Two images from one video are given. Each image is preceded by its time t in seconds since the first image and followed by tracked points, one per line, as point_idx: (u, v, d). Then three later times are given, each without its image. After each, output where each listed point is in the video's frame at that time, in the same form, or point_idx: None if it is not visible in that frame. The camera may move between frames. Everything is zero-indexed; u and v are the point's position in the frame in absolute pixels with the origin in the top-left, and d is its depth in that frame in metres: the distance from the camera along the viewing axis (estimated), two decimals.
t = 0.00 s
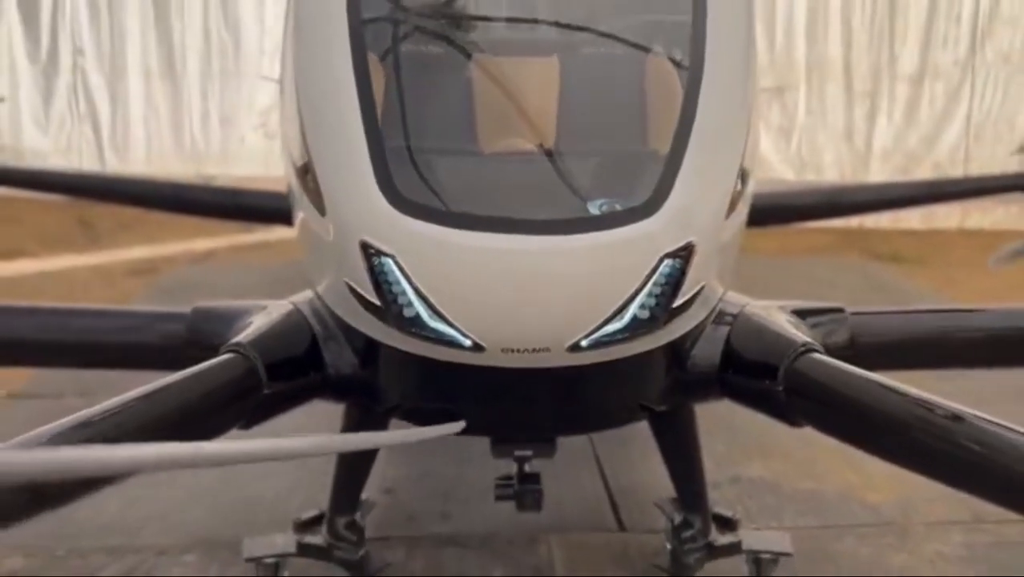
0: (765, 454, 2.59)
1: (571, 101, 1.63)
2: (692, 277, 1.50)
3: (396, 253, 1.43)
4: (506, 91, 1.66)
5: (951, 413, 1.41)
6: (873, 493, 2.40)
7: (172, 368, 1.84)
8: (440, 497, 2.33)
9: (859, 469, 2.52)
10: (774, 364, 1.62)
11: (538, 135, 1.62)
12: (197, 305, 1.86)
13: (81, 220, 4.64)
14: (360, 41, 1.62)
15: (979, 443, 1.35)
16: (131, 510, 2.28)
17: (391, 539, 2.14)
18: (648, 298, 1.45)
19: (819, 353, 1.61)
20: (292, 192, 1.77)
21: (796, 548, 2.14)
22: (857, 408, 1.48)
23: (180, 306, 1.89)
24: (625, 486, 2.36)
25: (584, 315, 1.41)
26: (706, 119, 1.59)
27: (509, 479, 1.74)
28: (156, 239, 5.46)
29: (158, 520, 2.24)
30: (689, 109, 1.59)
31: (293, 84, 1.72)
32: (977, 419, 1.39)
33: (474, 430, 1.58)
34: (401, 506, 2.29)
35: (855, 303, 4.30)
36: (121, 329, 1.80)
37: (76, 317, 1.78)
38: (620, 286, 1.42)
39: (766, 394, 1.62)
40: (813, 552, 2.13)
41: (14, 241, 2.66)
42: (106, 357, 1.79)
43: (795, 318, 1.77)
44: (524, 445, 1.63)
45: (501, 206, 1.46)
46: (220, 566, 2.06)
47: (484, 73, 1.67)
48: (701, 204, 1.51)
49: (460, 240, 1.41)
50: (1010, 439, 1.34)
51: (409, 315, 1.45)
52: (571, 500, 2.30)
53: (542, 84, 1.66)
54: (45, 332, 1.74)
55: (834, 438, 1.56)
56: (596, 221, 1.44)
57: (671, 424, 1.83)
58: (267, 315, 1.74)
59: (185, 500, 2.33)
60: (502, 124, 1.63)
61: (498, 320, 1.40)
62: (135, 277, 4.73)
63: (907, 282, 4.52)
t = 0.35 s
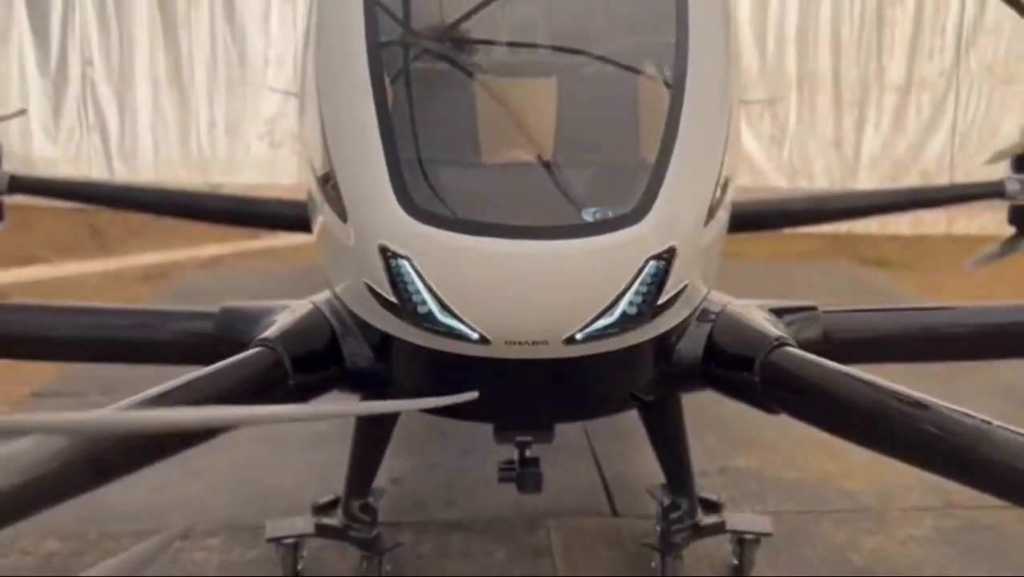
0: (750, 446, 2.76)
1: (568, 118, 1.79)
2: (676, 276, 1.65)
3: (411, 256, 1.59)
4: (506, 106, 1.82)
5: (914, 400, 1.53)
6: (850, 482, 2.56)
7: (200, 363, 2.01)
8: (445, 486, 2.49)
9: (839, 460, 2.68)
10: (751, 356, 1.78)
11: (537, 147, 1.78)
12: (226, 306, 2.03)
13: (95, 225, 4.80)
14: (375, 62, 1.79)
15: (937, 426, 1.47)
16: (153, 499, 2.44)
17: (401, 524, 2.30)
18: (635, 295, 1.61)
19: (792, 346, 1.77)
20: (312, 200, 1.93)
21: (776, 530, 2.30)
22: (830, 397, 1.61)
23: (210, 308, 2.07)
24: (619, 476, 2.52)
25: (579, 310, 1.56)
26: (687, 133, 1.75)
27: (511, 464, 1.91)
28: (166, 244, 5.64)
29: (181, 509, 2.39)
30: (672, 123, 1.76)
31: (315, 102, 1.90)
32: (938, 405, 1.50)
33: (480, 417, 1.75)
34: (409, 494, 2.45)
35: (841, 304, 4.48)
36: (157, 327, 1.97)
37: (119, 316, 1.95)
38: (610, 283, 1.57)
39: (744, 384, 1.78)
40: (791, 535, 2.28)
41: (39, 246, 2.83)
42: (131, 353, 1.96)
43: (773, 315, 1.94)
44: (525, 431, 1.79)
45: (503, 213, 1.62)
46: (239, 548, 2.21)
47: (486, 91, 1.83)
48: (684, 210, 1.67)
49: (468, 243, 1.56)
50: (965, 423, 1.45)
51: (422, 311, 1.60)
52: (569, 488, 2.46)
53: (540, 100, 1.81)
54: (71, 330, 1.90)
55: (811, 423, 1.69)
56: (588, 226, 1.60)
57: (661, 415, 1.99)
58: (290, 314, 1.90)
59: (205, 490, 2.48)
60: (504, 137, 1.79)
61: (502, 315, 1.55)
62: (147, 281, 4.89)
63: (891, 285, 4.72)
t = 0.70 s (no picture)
0: (733, 441, 2.91)
1: (558, 132, 1.94)
2: (655, 277, 1.79)
3: (414, 260, 1.74)
4: (499, 121, 1.96)
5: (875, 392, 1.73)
6: (827, 474, 2.71)
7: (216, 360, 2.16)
8: (444, 478, 2.64)
9: (818, 454, 2.83)
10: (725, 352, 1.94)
11: (529, 158, 1.91)
12: (241, 307, 2.19)
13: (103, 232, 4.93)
14: (380, 82, 1.94)
15: (900, 417, 1.68)
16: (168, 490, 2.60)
17: (402, 513, 2.45)
18: (617, 295, 1.75)
19: (762, 343, 1.92)
20: (321, 209, 2.08)
21: (755, 518, 2.46)
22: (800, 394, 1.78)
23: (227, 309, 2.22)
24: (609, 468, 2.67)
25: (566, 309, 1.70)
26: (665, 147, 1.90)
27: (506, 454, 2.06)
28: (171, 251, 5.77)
29: (194, 500, 2.54)
30: (652, 138, 1.91)
31: (325, 119, 2.06)
32: (893, 396, 1.72)
33: (476, 409, 1.90)
34: (410, 485, 2.60)
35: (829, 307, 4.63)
36: (176, 326, 2.13)
37: (143, 318, 2.11)
38: (594, 284, 1.71)
39: (718, 378, 1.94)
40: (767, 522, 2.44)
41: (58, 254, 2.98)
42: (153, 351, 2.12)
43: (747, 316, 2.09)
44: (519, 422, 1.94)
45: (498, 221, 1.77)
46: (250, 535, 2.36)
47: (482, 108, 1.97)
48: (663, 217, 1.82)
49: (465, 249, 1.71)
50: (922, 412, 1.67)
51: (423, 311, 1.75)
52: (561, 480, 2.61)
53: (531, 115, 1.95)
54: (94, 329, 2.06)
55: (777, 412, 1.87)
56: (574, 233, 1.74)
57: (645, 409, 2.14)
58: (301, 316, 2.05)
59: (216, 482, 2.63)
60: (498, 149, 1.92)
61: (497, 314, 1.69)
62: (153, 286, 5.02)
63: (876, 289, 4.86)
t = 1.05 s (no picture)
0: (714, 433, 3.09)
1: (548, 142, 2.11)
2: (635, 274, 1.97)
3: (417, 258, 1.92)
4: (495, 132, 2.13)
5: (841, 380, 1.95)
6: (803, 463, 2.89)
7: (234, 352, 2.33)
8: (443, 466, 2.81)
9: (794, 444, 3.01)
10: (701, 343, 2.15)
11: (522, 167, 2.09)
12: (256, 304, 2.35)
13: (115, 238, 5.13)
14: (385, 97, 2.13)
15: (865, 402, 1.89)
16: (184, 477, 2.77)
17: (405, 497, 2.62)
18: (601, 290, 1.93)
19: (734, 335, 2.14)
20: (331, 213, 2.26)
21: (733, 501, 2.63)
22: (774, 382, 1.99)
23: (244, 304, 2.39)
24: (597, 458, 2.85)
25: (554, 304, 1.87)
26: (644, 156, 2.08)
27: (501, 439, 2.23)
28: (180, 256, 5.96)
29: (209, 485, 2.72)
30: (632, 147, 2.09)
31: (334, 130, 2.24)
32: (859, 383, 1.93)
33: (474, 396, 2.08)
34: (411, 473, 2.77)
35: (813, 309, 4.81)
36: (199, 321, 2.30)
37: (168, 313, 2.29)
38: (579, 281, 1.89)
39: (694, 366, 2.15)
40: (745, 505, 2.61)
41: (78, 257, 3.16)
42: (177, 344, 2.30)
43: (722, 312, 2.27)
44: (512, 408, 2.12)
45: (494, 223, 1.94)
46: (262, 517, 2.53)
47: (479, 119, 2.15)
48: (641, 220, 2.00)
49: (464, 248, 1.89)
50: (886, 398, 1.89)
51: (425, 305, 1.92)
52: (552, 468, 2.79)
53: (523, 126, 2.13)
54: (120, 322, 2.26)
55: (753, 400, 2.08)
56: (562, 234, 1.92)
57: (627, 395, 2.36)
58: (312, 311, 2.23)
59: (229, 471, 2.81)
60: (494, 158, 2.09)
61: (493, 307, 1.87)
62: (163, 289, 5.22)
63: (860, 291, 5.05)
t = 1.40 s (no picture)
0: (705, 431, 3.24)
1: (545, 153, 2.26)
2: (625, 277, 2.11)
3: (424, 262, 2.06)
4: (495, 144, 2.28)
5: (825, 377, 2.12)
6: (788, 459, 3.03)
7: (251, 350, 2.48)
8: (446, 462, 2.96)
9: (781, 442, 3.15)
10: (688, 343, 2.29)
11: (521, 177, 2.23)
12: (270, 306, 2.50)
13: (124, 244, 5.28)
14: (393, 111, 2.28)
15: (844, 399, 2.06)
16: (199, 472, 2.91)
17: (409, 490, 2.76)
18: (594, 292, 2.06)
19: (719, 336, 2.29)
20: (341, 219, 2.40)
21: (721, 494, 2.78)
22: (756, 376, 2.14)
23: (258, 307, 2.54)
24: (592, 453, 3.00)
25: (551, 305, 2.01)
26: (635, 167, 2.23)
27: (501, 434, 2.37)
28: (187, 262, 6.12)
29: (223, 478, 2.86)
30: (623, 159, 2.24)
31: (345, 142, 2.39)
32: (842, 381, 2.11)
33: (476, 392, 2.22)
34: (416, 467, 2.92)
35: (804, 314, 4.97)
36: (217, 321, 2.45)
37: (188, 315, 2.43)
38: (574, 283, 2.03)
39: (682, 365, 2.29)
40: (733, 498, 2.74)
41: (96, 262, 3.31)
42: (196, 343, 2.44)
43: (707, 314, 2.43)
44: (513, 403, 2.26)
45: (495, 230, 2.08)
46: (275, 509, 2.67)
47: (480, 132, 2.29)
48: (632, 226, 2.14)
49: (467, 253, 2.03)
50: (864, 395, 2.06)
51: (430, 306, 2.06)
52: (549, 463, 2.94)
53: (522, 139, 2.28)
54: (144, 324, 2.39)
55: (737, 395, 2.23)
56: (557, 240, 2.06)
57: (620, 393, 2.52)
58: (324, 313, 2.39)
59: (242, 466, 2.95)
60: (494, 168, 2.24)
61: (493, 308, 2.00)
62: (172, 293, 5.37)
63: (850, 295, 5.21)
